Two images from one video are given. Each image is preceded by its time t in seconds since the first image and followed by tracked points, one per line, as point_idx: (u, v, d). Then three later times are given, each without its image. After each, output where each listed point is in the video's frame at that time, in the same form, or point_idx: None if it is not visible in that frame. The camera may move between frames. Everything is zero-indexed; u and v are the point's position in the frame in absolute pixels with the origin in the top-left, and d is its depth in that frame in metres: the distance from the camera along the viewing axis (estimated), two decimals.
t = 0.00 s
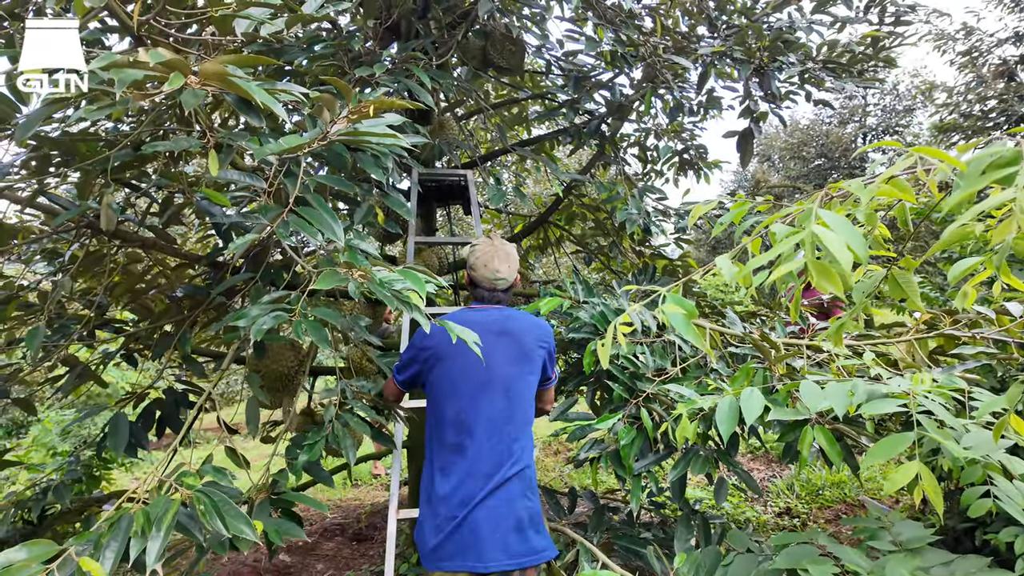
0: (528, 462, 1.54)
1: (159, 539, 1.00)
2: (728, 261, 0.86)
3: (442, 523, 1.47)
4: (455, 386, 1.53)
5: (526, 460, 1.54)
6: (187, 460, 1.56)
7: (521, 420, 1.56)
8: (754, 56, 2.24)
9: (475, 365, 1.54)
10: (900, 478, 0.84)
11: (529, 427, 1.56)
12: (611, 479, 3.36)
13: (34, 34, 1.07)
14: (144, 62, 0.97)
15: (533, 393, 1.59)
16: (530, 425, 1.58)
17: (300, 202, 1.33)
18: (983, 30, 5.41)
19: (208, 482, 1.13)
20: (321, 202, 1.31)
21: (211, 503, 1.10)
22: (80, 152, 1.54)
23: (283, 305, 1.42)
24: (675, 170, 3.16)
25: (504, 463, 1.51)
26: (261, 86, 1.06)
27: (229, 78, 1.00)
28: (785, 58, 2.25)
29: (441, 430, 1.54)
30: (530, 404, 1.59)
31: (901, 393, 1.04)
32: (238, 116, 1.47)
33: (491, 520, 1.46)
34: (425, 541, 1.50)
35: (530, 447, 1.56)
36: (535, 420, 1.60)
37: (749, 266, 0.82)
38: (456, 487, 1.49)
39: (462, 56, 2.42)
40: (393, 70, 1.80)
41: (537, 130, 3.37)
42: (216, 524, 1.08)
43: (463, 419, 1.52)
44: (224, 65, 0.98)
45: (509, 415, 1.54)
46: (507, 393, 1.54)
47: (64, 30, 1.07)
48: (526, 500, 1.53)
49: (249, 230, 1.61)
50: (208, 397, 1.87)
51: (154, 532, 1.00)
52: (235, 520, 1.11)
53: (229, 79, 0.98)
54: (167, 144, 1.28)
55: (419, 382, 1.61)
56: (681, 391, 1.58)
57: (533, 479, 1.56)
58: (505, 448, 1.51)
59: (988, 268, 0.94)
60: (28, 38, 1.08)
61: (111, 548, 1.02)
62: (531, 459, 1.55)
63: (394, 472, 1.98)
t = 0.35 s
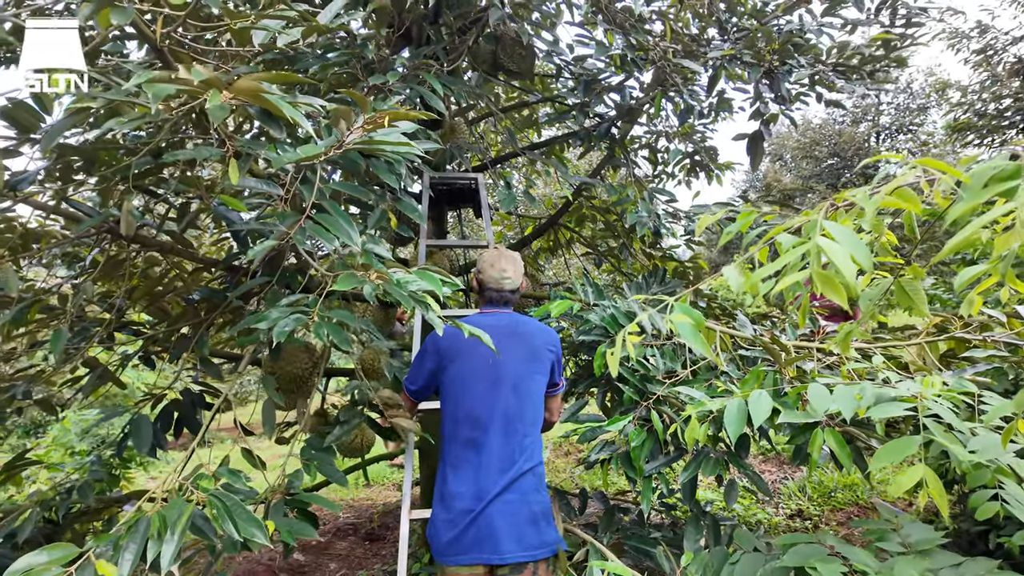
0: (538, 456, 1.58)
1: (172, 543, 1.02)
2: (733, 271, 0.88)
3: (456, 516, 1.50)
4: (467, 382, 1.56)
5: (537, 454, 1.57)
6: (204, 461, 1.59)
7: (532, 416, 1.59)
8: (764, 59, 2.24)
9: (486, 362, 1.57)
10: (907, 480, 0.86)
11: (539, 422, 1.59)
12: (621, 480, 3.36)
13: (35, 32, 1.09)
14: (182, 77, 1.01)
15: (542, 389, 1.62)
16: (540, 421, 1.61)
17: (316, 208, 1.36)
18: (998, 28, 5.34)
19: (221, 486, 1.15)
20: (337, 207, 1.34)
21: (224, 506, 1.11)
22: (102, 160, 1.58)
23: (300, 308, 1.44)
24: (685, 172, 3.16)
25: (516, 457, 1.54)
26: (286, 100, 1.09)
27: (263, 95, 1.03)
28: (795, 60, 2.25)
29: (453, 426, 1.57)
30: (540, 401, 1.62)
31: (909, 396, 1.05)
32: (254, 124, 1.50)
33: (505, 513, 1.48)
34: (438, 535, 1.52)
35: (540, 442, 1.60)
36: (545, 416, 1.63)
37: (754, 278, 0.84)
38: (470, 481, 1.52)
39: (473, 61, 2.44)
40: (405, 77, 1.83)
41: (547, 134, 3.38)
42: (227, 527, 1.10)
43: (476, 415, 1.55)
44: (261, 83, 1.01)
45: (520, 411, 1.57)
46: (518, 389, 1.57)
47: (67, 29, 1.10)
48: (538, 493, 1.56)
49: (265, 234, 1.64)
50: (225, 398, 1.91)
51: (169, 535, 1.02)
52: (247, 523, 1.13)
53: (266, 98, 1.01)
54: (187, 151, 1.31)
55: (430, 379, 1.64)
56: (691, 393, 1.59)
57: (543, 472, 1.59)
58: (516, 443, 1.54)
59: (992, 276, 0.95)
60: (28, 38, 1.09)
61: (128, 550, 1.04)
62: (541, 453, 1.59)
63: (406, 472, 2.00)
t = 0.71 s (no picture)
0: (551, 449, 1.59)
1: (206, 534, 1.06)
2: (743, 271, 0.89)
3: (472, 512, 1.51)
4: (476, 380, 1.59)
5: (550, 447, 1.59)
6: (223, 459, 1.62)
7: (543, 411, 1.61)
8: (775, 59, 2.25)
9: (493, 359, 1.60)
10: (918, 478, 0.87)
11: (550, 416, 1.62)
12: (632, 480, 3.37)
13: (33, 33, 1.04)
14: (206, 83, 1.03)
15: (552, 384, 1.65)
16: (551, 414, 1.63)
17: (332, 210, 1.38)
18: (1013, 25, 5.29)
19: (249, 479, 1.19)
20: (352, 209, 1.36)
21: (253, 500, 1.16)
22: (122, 163, 1.61)
23: (316, 308, 1.47)
24: (695, 172, 3.16)
25: (529, 451, 1.56)
26: (304, 104, 1.11)
27: (281, 99, 1.05)
28: (806, 61, 2.25)
29: (464, 423, 1.59)
30: (550, 395, 1.64)
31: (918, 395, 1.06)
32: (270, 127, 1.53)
33: (521, 506, 1.50)
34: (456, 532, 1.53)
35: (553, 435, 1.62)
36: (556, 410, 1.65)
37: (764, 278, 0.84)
38: (484, 477, 1.53)
39: (485, 63, 2.45)
40: (417, 79, 1.85)
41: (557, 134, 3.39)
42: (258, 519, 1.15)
43: (487, 411, 1.57)
44: (279, 87, 1.03)
45: (530, 406, 1.59)
46: (527, 385, 1.59)
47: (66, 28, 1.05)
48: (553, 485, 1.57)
49: (281, 236, 1.67)
50: (241, 397, 1.94)
51: (201, 527, 1.07)
52: (276, 515, 1.17)
53: (284, 102, 1.03)
54: (205, 155, 1.33)
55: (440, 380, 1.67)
56: (703, 392, 1.60)
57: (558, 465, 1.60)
58: (528, 437, 1.56)
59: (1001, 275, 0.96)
60: (28, 39, 1.03)
61: (161, 542, 1.08)
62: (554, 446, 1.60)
63: (418, 471, 2.02)
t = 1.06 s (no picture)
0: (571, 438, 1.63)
1: (224, 528, 1.09)
2: (751, 271, 0.89)
3: (503, 508, 1.53)
4: (493, 379, 1.60)
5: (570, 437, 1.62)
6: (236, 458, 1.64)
7: (559, 403, 1.64)
8: (781, 60, 2.25)
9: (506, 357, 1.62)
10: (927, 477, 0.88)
11: (567, 408, 1.65)
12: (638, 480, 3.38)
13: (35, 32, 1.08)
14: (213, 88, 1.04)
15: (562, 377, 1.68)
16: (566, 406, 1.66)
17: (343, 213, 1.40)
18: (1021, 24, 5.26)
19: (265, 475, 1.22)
20: (363, 211, 1.37)
21: (270, 495, 1.19)
22: (135, 166, 1.63)
23: (328, 309, 1.49)
24: (702, 172, 3.16)
25: (552, 444, 1.59)
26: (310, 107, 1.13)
27: (286, 102, 1.06)
28: (812, 61, 2.26)
29: (483, 422, 1.60)
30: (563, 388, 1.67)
31: (927, 395, 1.07)
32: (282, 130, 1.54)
33: (554, 497, 1.53)
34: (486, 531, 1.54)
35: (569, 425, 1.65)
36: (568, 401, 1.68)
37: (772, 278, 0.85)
38: (512, 473, 1.55)
39: (492, 65, 2.47)
40: (426, 82, 1.87)
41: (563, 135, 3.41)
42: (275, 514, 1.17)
43: (506, 408, 1.58)
44: (283, 91, 1.04)
45: (547, 399, 1.62)
46: (543, 380, 1.62)
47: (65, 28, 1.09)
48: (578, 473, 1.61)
49: (292, 237, 1.68)
50: (251, 397, 1.96)
51: (219, 521, 1.09)
52: (292, 511, 1.20)
53: (289, 105, 1.05)
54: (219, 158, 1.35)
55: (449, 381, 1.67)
56: (710, 392, 1.60)
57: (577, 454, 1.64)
58: (550, 430, 1.59)
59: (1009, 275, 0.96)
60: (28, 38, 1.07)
61: (179, 537, 1.10)
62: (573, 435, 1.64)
63: (426, 470, 2.04)
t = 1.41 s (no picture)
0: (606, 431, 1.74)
1: (229, 526, 1.07)
2: (774, 259, 0.91)
3: (563, 497, 1.58)
4: (543, 375, 1.65)
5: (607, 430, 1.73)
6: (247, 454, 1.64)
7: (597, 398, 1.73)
8: (791, 57, 2.25)
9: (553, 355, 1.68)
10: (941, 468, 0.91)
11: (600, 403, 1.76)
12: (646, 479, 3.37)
13: (34, 34, 1.06)
14: (237, 79, 1.05)
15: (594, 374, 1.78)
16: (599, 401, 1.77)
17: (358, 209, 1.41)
18: None
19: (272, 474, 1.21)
20: (377, 207, 1.38)
21: (276, 494, 1.18)
22: (147, 162, 1.63)
23: (342, 304, 1.49)
24: (709, 170, 3.16)
25: (595, 436, 1.68)
26: (332, 100, 1.13)
27: (310, 94, 1.07)
28: (822, 58, 2.25)
29: (535, 417, 1.63)
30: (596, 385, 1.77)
31: (946, 387, 1.07)
32: (295, 126, 1.55)
33: (607, 483, 1.64)
34: (545, 521, 1.57)
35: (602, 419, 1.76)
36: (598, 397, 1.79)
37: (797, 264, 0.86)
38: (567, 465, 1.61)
39: (500, 62, 2.47)
40: (438, 79, 1.87)
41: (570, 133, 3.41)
42: (279, 514, 1.16)
43: (560, 403, 1.64)
44: (308, 82, 1.04)
45: (589, 395, 1.71)
46: (586, 376, 1.71)
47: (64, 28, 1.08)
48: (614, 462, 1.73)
49: (304, 233, 1.69)
50: (262, 393, 1.96)
51: (225, 519, 1.08)
52: (298, 511, 1.19)
53: (313, 97, 1.05)
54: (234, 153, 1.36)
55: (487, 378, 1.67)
56: (722, 387, 1.60)
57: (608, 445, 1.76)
58: (595, 423, 1.69)
59: None
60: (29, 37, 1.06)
61: (186, 535, 1.09)
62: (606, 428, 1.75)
63: (436, 466, 2.04)
